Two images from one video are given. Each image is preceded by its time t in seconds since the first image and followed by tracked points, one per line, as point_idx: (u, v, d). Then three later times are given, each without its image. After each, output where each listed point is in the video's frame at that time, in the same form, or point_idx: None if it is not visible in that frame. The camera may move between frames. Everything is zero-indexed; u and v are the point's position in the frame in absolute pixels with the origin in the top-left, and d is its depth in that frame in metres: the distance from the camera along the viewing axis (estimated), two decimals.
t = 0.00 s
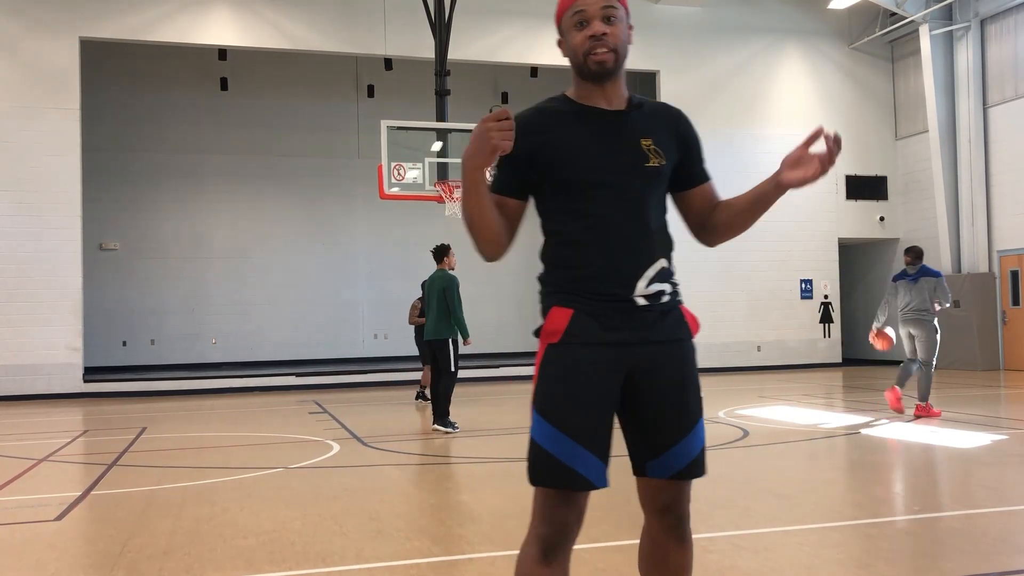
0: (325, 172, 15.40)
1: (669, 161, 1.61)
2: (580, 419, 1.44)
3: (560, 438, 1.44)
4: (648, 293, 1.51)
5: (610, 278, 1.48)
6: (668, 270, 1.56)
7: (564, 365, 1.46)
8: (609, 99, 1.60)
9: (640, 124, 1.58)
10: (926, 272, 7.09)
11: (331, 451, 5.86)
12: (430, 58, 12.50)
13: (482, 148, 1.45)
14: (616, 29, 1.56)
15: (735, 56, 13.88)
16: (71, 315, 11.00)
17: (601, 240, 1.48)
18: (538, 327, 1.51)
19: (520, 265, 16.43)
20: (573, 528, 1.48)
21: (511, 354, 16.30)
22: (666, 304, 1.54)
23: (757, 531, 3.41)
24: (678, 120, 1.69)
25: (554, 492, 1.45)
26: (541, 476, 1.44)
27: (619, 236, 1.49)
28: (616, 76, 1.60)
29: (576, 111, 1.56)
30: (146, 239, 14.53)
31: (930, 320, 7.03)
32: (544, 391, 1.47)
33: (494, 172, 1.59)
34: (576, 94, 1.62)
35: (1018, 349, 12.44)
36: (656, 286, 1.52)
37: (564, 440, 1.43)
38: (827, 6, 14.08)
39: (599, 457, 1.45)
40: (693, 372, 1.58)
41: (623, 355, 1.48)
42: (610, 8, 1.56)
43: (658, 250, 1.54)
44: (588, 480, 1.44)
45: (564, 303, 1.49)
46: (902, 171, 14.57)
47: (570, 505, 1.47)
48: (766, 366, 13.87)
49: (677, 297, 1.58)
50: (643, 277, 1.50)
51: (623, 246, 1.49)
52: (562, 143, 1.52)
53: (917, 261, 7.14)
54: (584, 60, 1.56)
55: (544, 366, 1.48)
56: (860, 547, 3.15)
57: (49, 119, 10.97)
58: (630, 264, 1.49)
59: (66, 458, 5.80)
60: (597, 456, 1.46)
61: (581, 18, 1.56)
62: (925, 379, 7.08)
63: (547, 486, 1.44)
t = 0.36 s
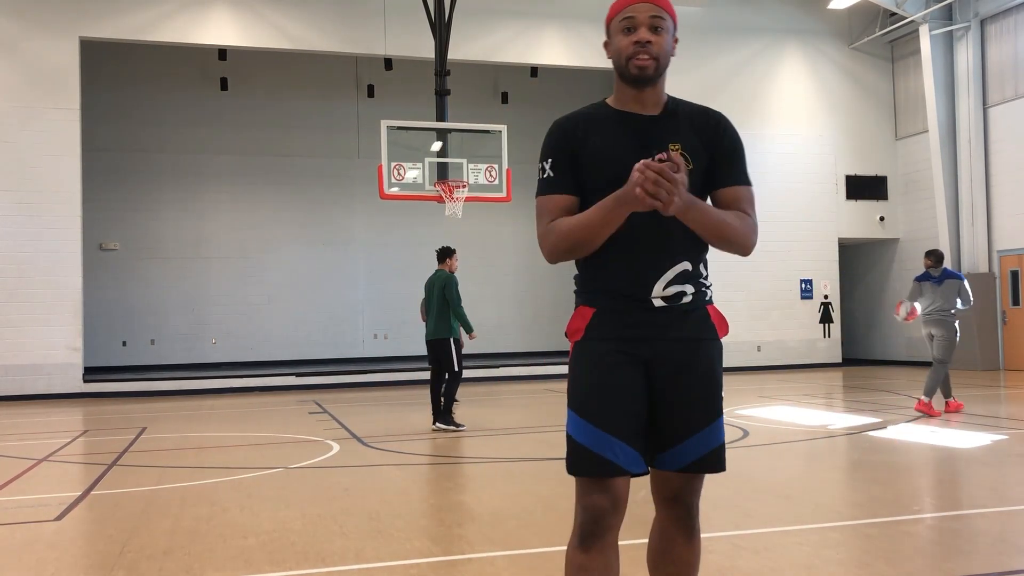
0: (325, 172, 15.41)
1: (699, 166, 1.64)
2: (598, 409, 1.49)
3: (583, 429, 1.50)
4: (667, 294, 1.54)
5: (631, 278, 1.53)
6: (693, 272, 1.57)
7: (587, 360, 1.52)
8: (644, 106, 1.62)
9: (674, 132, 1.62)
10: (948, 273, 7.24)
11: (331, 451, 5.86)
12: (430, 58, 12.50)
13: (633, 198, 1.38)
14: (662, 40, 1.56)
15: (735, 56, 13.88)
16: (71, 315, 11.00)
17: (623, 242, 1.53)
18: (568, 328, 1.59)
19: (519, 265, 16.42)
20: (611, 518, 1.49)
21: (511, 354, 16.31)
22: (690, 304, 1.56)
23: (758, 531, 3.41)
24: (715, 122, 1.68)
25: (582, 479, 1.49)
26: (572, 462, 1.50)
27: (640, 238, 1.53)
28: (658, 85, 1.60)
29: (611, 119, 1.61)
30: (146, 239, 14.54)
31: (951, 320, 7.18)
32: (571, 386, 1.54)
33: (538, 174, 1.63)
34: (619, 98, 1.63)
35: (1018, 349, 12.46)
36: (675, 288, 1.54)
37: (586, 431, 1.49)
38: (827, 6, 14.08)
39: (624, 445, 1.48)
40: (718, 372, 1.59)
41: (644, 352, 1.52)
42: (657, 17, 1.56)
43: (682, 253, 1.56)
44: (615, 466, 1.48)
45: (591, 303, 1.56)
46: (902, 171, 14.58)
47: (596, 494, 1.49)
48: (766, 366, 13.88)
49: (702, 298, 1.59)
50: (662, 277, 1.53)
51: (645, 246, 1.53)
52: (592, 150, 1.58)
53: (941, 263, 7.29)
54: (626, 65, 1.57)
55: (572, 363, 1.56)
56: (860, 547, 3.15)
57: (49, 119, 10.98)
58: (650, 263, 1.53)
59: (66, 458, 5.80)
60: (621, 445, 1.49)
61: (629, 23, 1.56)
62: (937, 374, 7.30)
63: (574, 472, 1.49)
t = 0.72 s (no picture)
0: (325, 172, 15.40)
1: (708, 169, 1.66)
2: (596, 410, 1.49)
3: (579, 430, 1.49)
4: (669, 296, 1.54)
5: (632, 280, 1.53)
6: (695, 276, 1.58)
7: (586, 361, 1.52)
8: (657, 108, 1.63)
9: (687, 135, 1.64)
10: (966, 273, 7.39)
11: (331, 451, 5.86)
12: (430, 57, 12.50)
13: (652, 214, 1.42)
14: (683, 44, 1.57)
15: (735, 56, 13.87)
16: (71, 315, 11.00)
17: (626, 241, 1.53)
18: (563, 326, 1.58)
19: (519, 265, 16.41)
20: (599, 517, 1.50)
21: (511, 354, 16.30)
22: (690, 307, 1.56)
23: (758, 531, 3.41)
24: (725, 125, 1.72)
25: (576, 477, 1.50)
26: (561, 460, 1.50)
27: (644, 239, 1.53)
28: (673, 89, 1.61)
29: (626, 116, 1.60)
30: (146, 239, 14.53)
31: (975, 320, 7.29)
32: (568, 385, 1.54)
33: (541, 162, 1.59)
34: (631, 97, 1.63)
35: (1018, 349, 12.45)
36: (678, 292, 1.54)
37: (583, 431, 1.49)
38: (827, 6, 14.08)
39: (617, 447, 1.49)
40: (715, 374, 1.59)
41: (643, 353, 1.52)
42: (681, 22, 1.57)
43: (684, 256, 1.56)
44: (609, 469, 1.49)
45: (591, 303, 1.56)
46: (902, 171, 14.58)
47: (588, 493, 1.50)
48: (766, 366, 13.88)
49: (702, 301, 1.59)
50: (663, 278, 1.53)
51: (648, 248, 1.53)
52: (602, 145, 1.57)
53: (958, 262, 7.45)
54: (646, 66, 1.57)
55: (568, 362, 1.55)
56: (860, 547, 3.15)
57: (49, 119, 10.97)
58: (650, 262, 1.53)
59: (66, 458, 5.80)
60: (615, 445, 1.49)
61: (653, 25, 1.57)
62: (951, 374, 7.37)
63: (568, 471, 1.49)
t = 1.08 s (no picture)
0: (325, 172, 15.40)
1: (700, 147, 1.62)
2: (594, 409, 1.50)
3: (579, 428, 1.51)
4: (667, 285, 1.53)
5: (630, 272, 1.53)
6: (696, 267, 1.57)
7: (585, 356, 1.52)
8: (639, 93, 1.64)
9: (673, 114, 1.62)
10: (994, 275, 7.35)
11: (331, 451, 5.86)
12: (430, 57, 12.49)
13: (635, 176, 1.46)
14: (649, 22, 1.60)
15: (735, 56, 13.87)
16: (71, 315, 11.00)
17: (623, 235, 1.54)
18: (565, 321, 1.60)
19: (519, 265, 16.41)
20: (600, 516, 1.54)
21: (511, 354, 16.30)
22: (691, 301, 1.55)
23: (758, 531, 3.41)
24: (716, 107, 1.69)
25: (577, 477, 1.52)
26: (561, 459, 1.52)
27: (643, 230, 1.53)
28: (650, 70, 1.63)
29: (612, 105, 1.61)
30: (146, 239, 14.53)
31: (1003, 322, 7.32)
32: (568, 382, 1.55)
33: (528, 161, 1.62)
34: (614, 90, 1.65)
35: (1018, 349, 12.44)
36: (675, 280, 1.53)
37: (581, 430, 1.51)
38: (827, 6, 14.08)
39: (615, 446, 1.50)
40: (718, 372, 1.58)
41: (644, 349, 1.51)
42: (642, 4, 1.62)
43: (683, 246, 1.55)
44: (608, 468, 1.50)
45: (591, 296, 1.56)
46: (903, 171, 14.58)
47: (590, 493, 1.53)
48: (765, 366, 13.88)
49: (703, 294, 1.58)
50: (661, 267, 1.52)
51: (645, 240, 1.53)
52: (590, 136, 1.58)
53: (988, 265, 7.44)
54: (618, 51, 1.59)
55: (568, 358, 1.57)
56: (860, 547, 3.15)
57: (49, 119, 10.97)
58: (647, 253, 1.53)
59: (66, 458, 5.80)
60: (615, 445, 1.50)
61: (615, 14, 1.62)
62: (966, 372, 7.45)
63: (568, 471, 1.51)
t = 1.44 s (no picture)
0: (324, 172, 15.40)
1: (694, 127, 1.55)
2: (584, 403, 1.55)
3: (570, 423, 1.56)
4: (652, 277, 1.53)
5: (621, 268, 1.57)
6: (692, 263, 1.54)
7: (579, 351, 1.60)
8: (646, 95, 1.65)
9: (669, 100, 1.59)
10: None
11: (331, 452, 5.86)
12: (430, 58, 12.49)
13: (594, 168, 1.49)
14: (649, 30, 1.59)
15: (735, 56, 13.87)
16: (71, 314, 11.00)
17: (617, 232, 1.58)
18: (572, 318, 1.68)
19: (519, 265, 16.41)
20: (596, 514, 1.55)
21: (511, 354, 16.31)
22: (684, 297, 1.53)
23: (759, 531, 3.41)
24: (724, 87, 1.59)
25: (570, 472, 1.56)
26: (556, 454, 1.58)
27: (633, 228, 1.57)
28: (659, 74, 1.63)
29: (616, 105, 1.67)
30: (146, 239, 14.53)
31: None
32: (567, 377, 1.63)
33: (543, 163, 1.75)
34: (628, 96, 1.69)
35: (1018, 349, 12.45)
36: (658, 270, 1.53)
37: (573, 426, 1.55)
38: (827, 6, 14.08)
39: (601, 441, 1.53)
40: (716, 372, 1.55)
41: (630, 344, 1.53)
42: (647, 10, 1.60)
43: (675, 239, 1.53)
44: (597, 465, 1.53)
45: (593, 294, 1.63)
46: (902, 171, 14.59)
47: (587, 489, 1.55)
48: (765, 366, 13.88)
49: (701, 292, 1.55)
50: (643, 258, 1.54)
51: (635, 235, 1.56)
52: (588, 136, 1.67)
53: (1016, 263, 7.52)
54: (620, 62, 1.63)
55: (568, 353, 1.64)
56: (860, 547, 3.15)
57: (49, 119, 10.97)
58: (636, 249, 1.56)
59: (66, 458, 5.80)
60: (604, 442, 1.53)
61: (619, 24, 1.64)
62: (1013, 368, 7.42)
63: (561, 465, 1.56)
